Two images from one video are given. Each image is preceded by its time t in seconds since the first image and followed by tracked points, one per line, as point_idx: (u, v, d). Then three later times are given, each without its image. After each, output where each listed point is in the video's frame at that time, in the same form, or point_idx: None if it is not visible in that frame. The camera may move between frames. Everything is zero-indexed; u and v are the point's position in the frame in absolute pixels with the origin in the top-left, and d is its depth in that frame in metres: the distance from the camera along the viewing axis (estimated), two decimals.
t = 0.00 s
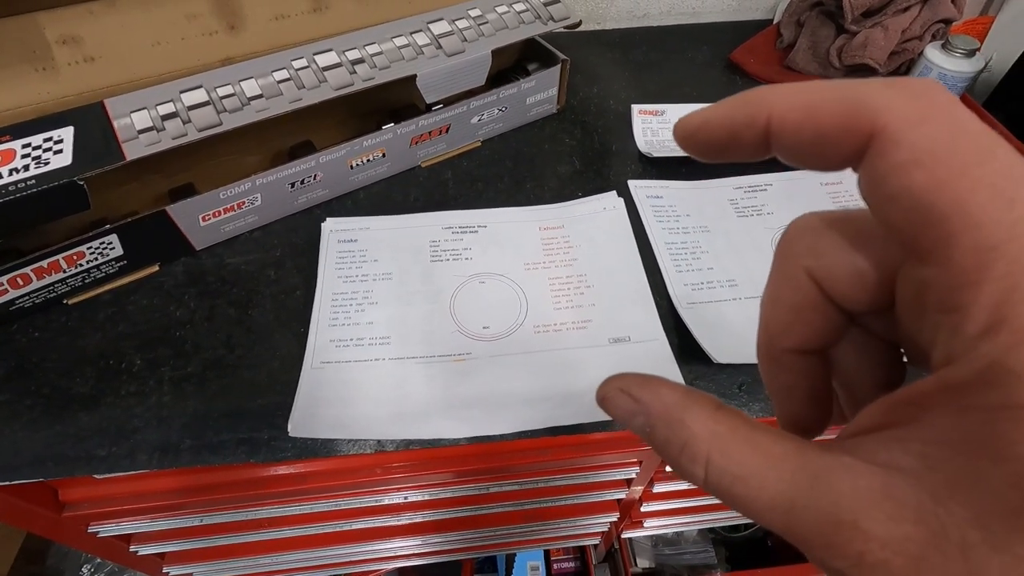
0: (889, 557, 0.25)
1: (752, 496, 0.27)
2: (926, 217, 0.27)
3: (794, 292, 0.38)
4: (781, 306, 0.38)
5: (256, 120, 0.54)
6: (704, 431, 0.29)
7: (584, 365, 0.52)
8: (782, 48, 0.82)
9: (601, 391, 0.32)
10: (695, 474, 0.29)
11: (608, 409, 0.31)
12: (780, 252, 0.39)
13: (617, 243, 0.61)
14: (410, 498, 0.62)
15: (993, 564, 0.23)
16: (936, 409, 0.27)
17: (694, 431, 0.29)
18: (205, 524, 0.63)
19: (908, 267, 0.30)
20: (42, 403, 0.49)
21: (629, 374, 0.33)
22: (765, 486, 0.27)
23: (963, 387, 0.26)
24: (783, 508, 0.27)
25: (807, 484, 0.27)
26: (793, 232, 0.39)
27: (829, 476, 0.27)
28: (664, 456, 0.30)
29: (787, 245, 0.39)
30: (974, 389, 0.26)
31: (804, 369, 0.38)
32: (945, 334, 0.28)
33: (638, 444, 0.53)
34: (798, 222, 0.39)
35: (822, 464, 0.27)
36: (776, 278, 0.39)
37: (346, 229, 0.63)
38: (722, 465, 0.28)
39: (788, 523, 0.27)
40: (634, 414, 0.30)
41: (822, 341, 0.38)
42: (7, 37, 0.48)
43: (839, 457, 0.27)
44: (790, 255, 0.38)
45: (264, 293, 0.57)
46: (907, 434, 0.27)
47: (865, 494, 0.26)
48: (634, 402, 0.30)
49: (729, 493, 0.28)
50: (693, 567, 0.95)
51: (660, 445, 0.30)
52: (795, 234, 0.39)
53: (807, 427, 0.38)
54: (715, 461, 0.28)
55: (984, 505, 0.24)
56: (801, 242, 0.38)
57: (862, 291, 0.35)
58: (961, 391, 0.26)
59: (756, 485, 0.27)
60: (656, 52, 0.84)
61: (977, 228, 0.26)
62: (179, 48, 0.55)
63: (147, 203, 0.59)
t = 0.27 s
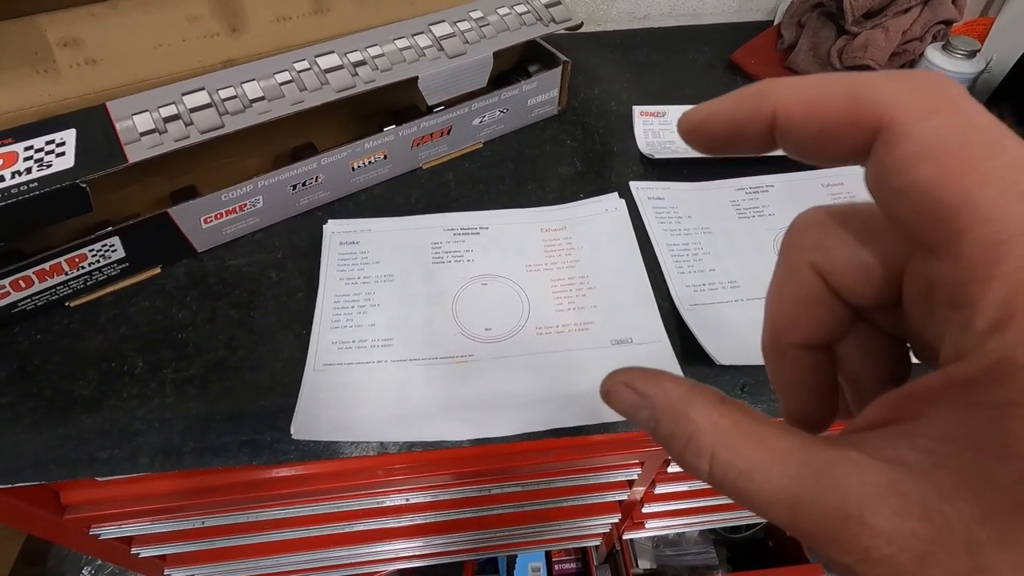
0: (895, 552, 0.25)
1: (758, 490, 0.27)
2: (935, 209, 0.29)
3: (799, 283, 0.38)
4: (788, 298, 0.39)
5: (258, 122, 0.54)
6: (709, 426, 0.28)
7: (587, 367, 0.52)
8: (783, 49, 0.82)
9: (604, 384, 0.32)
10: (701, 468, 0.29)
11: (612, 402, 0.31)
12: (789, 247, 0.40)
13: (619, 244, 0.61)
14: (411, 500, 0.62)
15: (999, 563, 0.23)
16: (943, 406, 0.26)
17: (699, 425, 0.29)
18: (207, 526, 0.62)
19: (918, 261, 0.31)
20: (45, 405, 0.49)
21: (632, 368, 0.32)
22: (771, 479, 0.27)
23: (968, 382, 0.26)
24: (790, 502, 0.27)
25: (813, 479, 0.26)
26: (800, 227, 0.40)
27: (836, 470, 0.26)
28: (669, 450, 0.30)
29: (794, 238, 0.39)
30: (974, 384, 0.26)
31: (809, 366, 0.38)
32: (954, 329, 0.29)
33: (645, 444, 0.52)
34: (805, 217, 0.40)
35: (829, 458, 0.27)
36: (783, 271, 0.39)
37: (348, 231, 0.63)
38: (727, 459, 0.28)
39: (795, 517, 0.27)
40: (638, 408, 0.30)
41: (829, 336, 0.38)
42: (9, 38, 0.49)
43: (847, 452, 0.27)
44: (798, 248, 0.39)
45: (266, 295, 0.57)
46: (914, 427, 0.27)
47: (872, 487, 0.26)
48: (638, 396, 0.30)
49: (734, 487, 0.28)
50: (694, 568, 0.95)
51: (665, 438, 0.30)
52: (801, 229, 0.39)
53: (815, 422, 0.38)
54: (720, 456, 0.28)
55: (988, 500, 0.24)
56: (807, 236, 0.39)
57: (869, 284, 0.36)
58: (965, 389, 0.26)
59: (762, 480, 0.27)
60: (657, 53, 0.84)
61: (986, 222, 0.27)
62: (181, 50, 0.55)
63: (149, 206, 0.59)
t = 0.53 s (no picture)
0: (928, 523, 0.24)
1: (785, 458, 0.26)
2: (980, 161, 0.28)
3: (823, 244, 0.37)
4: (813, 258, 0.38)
5: (259, 123, 0.54)
6: (731, 391, 0.27)
7: (588, 368, 0.52)
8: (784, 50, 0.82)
9: (618, 347, 0.30)
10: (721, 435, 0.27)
11: (626, 366, 0.29)
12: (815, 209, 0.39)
13: (620, 245, 0.61)
14: (411, 501, 0.62)
15: None
16: (987, 369, 0.25)
17: (720, 387, 0.27)
18: (208, 527, 0.62)
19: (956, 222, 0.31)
20: (45, 407, 0.49)
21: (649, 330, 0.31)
22: (798, 447, 0.26)
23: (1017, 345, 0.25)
24: (818, 472, 0.25)
25: (845, 447, 0.25)
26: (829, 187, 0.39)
27: (867, 437, 0.25)
28: (686, 416, 0.28)
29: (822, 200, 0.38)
30: None
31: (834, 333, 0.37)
32: (1003, 287, 0.28)
33: (641, 446, 0.52)
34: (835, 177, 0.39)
35: (858, 427, 0.25)
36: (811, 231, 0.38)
37: (349, 232, 0.63)
38: (751, 425, 0.26)
39: (822, 487, 0.25)
40: (654, 372, 0.28)
41: (856, 301, 0.37)
42: (12, 39, 0.50)
43: (880, 419, 0.26)
44: (826, 209, 0.38)
45: (267, 296, 0.57)
46: (957, 390, 0.26)
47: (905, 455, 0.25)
48: (655, 358, 0.28)
49: (756, 455, 0.27)
50: (695, 568, 0.95)
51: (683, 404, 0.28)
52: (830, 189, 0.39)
53: (841, 390, 0.37)
54: (742, 422, 0.26)
55: None
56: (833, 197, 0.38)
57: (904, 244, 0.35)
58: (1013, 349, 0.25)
59: (789, 447, 0.26)
60: (658, 53, 0.84)
61: None
62: (182, 51, 0.56)
63: (148, 207, 0.59)
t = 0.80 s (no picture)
0: (906, 550, 0.26)
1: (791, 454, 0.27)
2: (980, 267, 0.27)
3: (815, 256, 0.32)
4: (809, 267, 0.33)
5: (257, 119, 0.53)
6: (760, 380, 0.28)
7: (590, 364, 0.52)
8: (784, 45, 0.82)
9: (662, 316, 0.32)
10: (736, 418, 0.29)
11: (665, 334, 0.31)
12: (802, 202, 0.32)
13: (620, 241, 0.61)
14: (412, 498, 0.62)
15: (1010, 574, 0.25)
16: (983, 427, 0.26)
17: (752, 371, 0.29)
18: (208, 525, 0.62)
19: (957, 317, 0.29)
20: (43, 405, 0.48)
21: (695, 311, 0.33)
22: (808, 449, 0.27)
23: (1010, 420, 0.25)
24: (819, 475, 0.27)
25: (852, 460, 0.27)
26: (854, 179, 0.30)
27: (871, 461, 0.27)
28: (707, 396, 0.30)
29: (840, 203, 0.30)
30: (1015, 422, 0.25)
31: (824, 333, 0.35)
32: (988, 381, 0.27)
33: (641, 442, 0.52)
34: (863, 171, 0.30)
35: (866, 450, 0.27)
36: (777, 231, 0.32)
37: (348, 228, 0.62)
38: (768, 420, 0.28)
39: (819, 491, 0.27)
40: (691, 346, 0.30)
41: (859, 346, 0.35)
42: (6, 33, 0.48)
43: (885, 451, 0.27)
44: (836, 212, 0.30)
45: (267, 294, 0.57)
46: (954, 441, 0.27)
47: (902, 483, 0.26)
48: (695, 334, 0.30)
49: (765, 447, 0.28)
50: (695, 565, 0.95)
51: (707, 380, 0.30)
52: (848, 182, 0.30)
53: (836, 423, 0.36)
54: (761, 415, 0.28)
55: (1020, 530, 0.25)
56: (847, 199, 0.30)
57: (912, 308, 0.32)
58: (1004, 423, 0.26)
59: (800, 447, 0.27)
60: (658, 49, 0.84)
61: None
62: (179, 47, 0.55)
63: (146, 204, 0.59)
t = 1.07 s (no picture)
0: (918, 541, 0.25)
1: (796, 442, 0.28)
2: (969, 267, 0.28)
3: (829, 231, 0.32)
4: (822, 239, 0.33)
5: (253, 118, 0.53)
6: (766, 371, 0.28)
7: (588, 364, 0.52)
8: (782, 43, 0.82)
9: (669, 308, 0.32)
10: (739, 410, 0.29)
11: (671, 326, 0.32)
12: (818, 174, 0.32)
13: (618, 240, 0.61)
14: (410, 498, 0.61)
15: None
16: (993, 413, 0.26)
17: (755, 360, 0.29)
18: (207, 526, 0.62)
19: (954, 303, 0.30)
20: (39, 406, 0.48)
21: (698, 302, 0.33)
22: (812, 437, 0.27)
23: (1023, 403, 0.26)
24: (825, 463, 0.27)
25: (857, 447, 0.27)
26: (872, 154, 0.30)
27: (879, 450, 0.26)
28: (712, 386, 0.30)
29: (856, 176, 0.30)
30: None
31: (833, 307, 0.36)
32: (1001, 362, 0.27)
33: (639, 441, 0.52)
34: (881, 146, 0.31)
35: (874, 439, 0.27)
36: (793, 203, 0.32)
37: (345, 228, 0.62)
38: (772, 410, 0.28)
39: (825, 479, 0.27)
40: (697, 336, 0.30)
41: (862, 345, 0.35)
42: None
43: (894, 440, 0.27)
44: (845, 195, 0.31)
45: (264, 293, 0.57)
46: (967, 429, 0.27)
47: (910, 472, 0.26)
48: (701, 324, 0.30)
49: (770, 438, 0.28)
50: (695, 563, 0.95)
51: (711, 370, 0.30)
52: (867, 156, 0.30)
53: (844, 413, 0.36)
54: (766, 405, 0.28)
55: None
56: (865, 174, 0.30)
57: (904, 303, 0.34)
58: (1018, 406, 0.26)
59: (804, 436, 0.27)
60: (656, 47, 0.84)
61: None
62: (175, 46, 0.55)
63: (142, 204, 0.59)
